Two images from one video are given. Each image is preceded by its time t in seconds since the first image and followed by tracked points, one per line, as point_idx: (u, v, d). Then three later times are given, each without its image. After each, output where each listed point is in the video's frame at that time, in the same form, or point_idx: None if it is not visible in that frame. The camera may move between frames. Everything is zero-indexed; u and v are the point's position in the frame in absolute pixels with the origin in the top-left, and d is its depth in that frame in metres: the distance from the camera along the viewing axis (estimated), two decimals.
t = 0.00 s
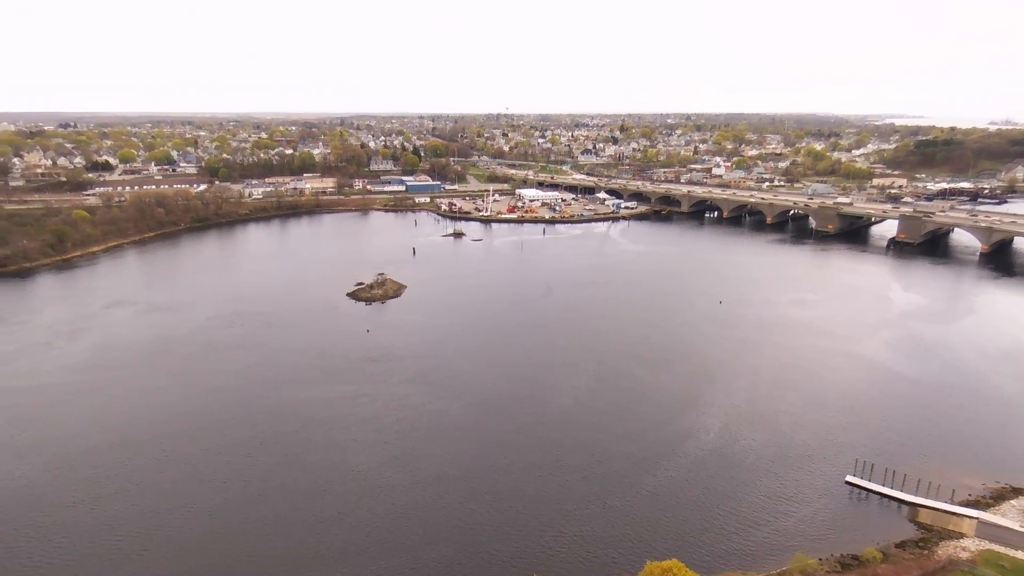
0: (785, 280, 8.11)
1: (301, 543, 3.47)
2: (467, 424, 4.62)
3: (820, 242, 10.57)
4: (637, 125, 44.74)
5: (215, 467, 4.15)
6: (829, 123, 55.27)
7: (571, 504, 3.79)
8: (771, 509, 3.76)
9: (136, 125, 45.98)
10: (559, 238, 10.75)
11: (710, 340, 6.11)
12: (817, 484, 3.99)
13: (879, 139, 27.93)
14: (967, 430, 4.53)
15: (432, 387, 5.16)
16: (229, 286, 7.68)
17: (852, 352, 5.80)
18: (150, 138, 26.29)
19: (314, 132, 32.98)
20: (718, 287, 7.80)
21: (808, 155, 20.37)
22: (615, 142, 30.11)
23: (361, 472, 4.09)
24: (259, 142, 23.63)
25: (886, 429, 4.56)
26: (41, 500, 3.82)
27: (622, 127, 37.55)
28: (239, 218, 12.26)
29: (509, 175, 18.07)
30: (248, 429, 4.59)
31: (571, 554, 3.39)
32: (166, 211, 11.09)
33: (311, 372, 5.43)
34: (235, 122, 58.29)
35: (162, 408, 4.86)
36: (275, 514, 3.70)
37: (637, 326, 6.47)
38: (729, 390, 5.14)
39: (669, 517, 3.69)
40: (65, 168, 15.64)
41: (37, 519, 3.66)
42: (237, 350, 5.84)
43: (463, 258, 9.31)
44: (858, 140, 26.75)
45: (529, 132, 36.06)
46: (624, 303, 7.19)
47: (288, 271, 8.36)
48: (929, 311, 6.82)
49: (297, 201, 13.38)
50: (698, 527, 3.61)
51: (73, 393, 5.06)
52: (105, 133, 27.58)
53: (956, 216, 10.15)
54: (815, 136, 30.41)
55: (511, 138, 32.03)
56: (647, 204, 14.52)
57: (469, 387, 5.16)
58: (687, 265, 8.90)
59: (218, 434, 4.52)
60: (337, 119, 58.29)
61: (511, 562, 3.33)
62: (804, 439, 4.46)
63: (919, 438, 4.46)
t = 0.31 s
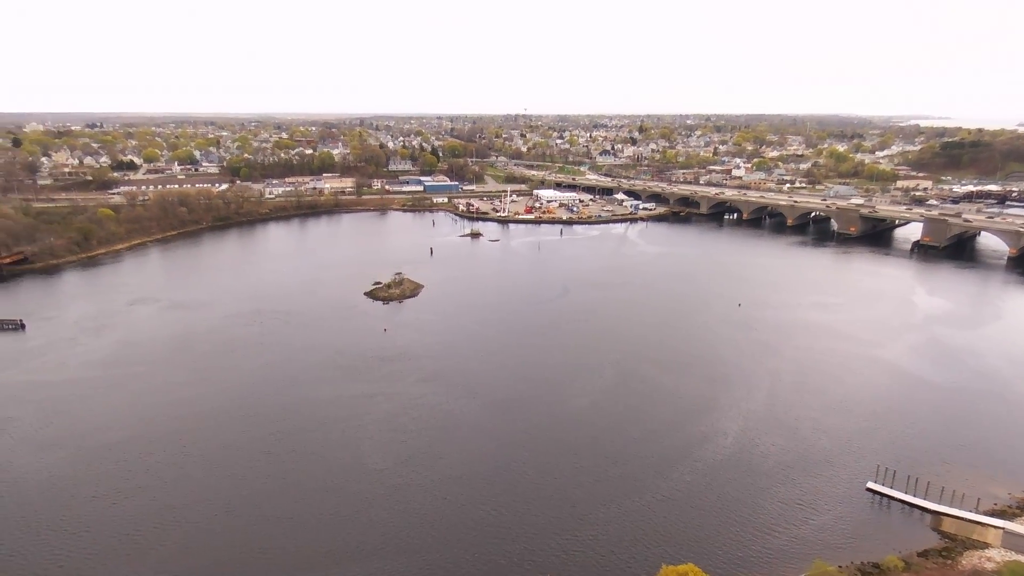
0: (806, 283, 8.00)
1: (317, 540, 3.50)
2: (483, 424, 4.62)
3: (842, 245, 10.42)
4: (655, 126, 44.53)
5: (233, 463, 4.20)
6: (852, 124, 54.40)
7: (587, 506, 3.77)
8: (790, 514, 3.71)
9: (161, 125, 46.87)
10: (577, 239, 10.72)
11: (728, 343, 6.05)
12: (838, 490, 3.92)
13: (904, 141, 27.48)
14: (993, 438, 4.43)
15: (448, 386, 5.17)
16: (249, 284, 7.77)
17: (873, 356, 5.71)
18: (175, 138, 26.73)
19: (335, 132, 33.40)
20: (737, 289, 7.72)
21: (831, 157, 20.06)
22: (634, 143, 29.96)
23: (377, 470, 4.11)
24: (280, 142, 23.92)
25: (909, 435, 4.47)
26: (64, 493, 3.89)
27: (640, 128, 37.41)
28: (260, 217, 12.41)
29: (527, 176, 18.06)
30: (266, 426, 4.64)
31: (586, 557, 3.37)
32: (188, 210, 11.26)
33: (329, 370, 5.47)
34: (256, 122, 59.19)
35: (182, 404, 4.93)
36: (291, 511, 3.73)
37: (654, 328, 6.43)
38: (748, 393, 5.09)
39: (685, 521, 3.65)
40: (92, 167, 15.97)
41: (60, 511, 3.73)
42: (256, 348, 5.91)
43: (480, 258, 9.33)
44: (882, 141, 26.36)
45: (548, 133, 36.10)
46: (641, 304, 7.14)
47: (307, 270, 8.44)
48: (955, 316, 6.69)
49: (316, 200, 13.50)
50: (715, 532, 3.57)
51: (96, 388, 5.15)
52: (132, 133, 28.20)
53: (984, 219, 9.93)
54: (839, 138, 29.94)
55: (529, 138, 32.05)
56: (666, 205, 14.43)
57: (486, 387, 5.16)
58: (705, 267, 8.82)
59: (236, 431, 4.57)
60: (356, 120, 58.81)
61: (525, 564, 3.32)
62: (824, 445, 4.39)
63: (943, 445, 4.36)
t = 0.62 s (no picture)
0: (825, 286, 7.90)
1: (332, 537, 3.52)
2: (498, 424, 4.63)
3: (863, 247, 10.28)
4: (672, 127, 44.28)
5: (250, 460, 4.24)
6: (873, 125, 53.65)
7: (601, 508, 3.75)
8: (807, 519, 3.66)
9: (182, 125, 47.70)
10: (593, 240, 10.69)
11: (746, 346, 6.00)
12: (857, 496, 3.87)
13: (927, 142, 27.12)
14: (1018, 446, 4.33)
15: (464, 386, 5.18)
16: (268, 283, 7.86)
17: (894, 361, 5.62)
18: (196, 138, 27.17)
19: (354, 132, 33.78)
20: (755, 292, 7.65)
21: (852, 158, 19.79)
22: (652, 144, 29.89)
23: (393, 469, 4.13)
24: (299, 143, 24.16)
25: (931, 441, 4.40)
26: (86, 487, 3.96)
27: (657, 129, 37.26)
28: (279, 216, 12.55)
29: (543, 176, 18.07)
30: (284, 423, 4.68)
31: (600, 560, 3.35)
32: (209, 210, 11.42)
33: (346, 369, 5.51)
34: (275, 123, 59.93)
35: (201, 400, 4.99)
36: (306, 509, 3.76)
37: (670, 330, 6.39)
38: (766, 397, 5.03)
39: (701, 525, 3.62)
40: (115, 167, 16.26)
41: (83, 504, 3.80)
42: (274, 346, 5.97)
43: (496, 258, 9.34)
44: (905, 142, 25.97)
45: (564, 134, 36.03)
46: (657, 306, 7.10)
47: (325, 269, 8.51)
48: (979, 320, 6.56)
49: (334, 200, 13.62)
50: (730, 537, 3.53)
51: (118, 384, 5.24)
52: (154, 133, 28.68)
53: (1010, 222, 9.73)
54: (859, 139, 29.54)
55: (545, 139, 32.03)
56: (683, 206, 14.35)
57: (501, 387, 5.17)
58: (723, 269, 8.75)
59: (253, 428, 4.62)
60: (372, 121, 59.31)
61: (538, 565, 3.31)
62: (844, 450, 4.33)
63: (967, 452, 4.28)
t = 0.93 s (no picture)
0: (843, 288, 7.81)
1: (345, 535, 3.54)
2: (512, 424, 4.63)
3: (882, 249, 10.14)
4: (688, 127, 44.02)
5: (266, 456, 4.28)
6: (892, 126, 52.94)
7: (614, 510, 3.74)
8: (824, 525, 3.62)
9: (202, 125, 48.40)
10: (608, 241, 10.66)
11: (762, 348, 5.95)
12: (875, 502, 3.81)
13: (949, 142, 26.72)
14: None
15: (479, 386, 5.20)
16: (285, 281, 7.94)
17: (914, 365, 5.53)
18: (216, 138, 27.55)
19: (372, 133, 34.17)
20: (772, 294, 7.58)
21: (872, 159, 19.55)
22: (668, 144, 29.75)
23: (406, 468, 4.14)
24: (316, 143, 24.39)
25: (952, 447, 4.32)
26: (104, 482, 4.01)
27: (673, 129, 37.10)
28: (296, 215, 12.67)
29: (559, 177, 18.06)
30: (299, 421, 4.72)
31: (612, 562, 3.33)
32: (227, 209, 11.56)
33: (361, 367, 5.55)
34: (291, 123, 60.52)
35: (217, 397, 5.05)
36: (320, 506, 3.79)
37: (686, 332, 6.35)
38: (782, 400, 4.98)
39: (715, 528, 3.59)
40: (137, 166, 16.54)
41: (101, 499, 3.85)
42: (290, 344, 6.02)
43: (510, 258, 9.35)
44: (926, 143, 25.60)
45: (580, 134, 35.99)
46: (671, 307, 7.06)
47: (341, 268, 8.57)
48: (1002, 324, 6.44)
49: (350, 200, 13.72)
50: (745, 541, 3.50)
51: (136, 380, 5.31)
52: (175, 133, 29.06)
53: None
54: (880, 141, 29.16)
55: (561, 139, 32.02)
56: (699, 207, 14.26)
57: (516, 387, 5.17)
58: (739, 270, 8.68)
59: (269, 425, 4.66)
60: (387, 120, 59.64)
61: (551, 567, 3.30)
62: (861, 455, 4.27)
63: (989, 459, 4.20)
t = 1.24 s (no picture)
0: (863, 290, 7.70)
1: (359, 534, 3.55)
2: (527, 425, 4.63)
3: (904, 251, 9.99)
4: (705, 127, 43.69)
5: (281, 454, 4.32)
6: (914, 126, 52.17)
7: (628, 512, 3.71)
8: (842, 531, 3.56)
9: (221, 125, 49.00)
10: (624, 241, 10.62)
11: (780, 350, 5.89)
12: (895, 508, 3.75)
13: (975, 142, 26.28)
14: None
15: (494, 385, 5.20)
16: (303, 280, 8.02)
17: (935, 369, 5.44)
18: (235, 138, 27.80)
19: (389, 133, 34.23)
20: (790, 296, 7.49)
21: (894, 160, 19.28)
22: (686, 144, 29.57)
23: (421, 467, 4.15)
24: (334, 142, 24.58)
25: (974, 453, 4.24)
26: (124, 476, 4.07)
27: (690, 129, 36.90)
28: (313, 214, 12.78)
29: (575, 177, 18.04)
30: (314, 418, 4.75)
31: (625, 565, 3.31)
32: (246, 208, 11.69)
33: (376, 366, 5.57)
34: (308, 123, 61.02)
35: (234, 394, 5.10)
36: (333, 504, 3.80)
37: (703, 333, 6.30)
38: (800, 403, 4.93)
39: (730, 533, 3.56)
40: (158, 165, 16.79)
41: (121, 493, 3.91)
42: (307, 342, 6.08)
43: (526, 258, 9.35)
44: (950, 143, 25.18)
45: (597, 134, 35.91)
46: (688, 309, 7.01)
47: (358, 267, 8.63)
48: None
49: (367, 199, 13.81)
50: (761, 545, 3.46)
51: (156, 376, 5.39)
52: (196, 134, 29.36)
53: None
54: (903, 141, 28.69)
55: (577, 139, 31.94)
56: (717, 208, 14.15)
57: (531, 387, 5.17)
58: (756, 272, 8.60)
59: (285, 423, 4.70)
60: (404, 121, 59.87)
61: (563, 568, 3.29)
62: (881, 460, 4.20)
63: (1013, 466, 4.11)
